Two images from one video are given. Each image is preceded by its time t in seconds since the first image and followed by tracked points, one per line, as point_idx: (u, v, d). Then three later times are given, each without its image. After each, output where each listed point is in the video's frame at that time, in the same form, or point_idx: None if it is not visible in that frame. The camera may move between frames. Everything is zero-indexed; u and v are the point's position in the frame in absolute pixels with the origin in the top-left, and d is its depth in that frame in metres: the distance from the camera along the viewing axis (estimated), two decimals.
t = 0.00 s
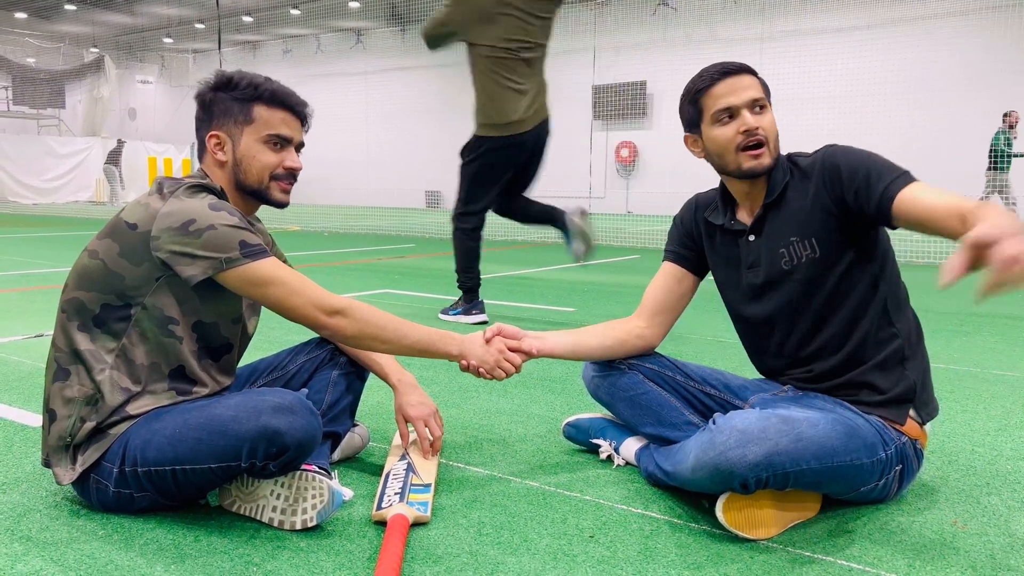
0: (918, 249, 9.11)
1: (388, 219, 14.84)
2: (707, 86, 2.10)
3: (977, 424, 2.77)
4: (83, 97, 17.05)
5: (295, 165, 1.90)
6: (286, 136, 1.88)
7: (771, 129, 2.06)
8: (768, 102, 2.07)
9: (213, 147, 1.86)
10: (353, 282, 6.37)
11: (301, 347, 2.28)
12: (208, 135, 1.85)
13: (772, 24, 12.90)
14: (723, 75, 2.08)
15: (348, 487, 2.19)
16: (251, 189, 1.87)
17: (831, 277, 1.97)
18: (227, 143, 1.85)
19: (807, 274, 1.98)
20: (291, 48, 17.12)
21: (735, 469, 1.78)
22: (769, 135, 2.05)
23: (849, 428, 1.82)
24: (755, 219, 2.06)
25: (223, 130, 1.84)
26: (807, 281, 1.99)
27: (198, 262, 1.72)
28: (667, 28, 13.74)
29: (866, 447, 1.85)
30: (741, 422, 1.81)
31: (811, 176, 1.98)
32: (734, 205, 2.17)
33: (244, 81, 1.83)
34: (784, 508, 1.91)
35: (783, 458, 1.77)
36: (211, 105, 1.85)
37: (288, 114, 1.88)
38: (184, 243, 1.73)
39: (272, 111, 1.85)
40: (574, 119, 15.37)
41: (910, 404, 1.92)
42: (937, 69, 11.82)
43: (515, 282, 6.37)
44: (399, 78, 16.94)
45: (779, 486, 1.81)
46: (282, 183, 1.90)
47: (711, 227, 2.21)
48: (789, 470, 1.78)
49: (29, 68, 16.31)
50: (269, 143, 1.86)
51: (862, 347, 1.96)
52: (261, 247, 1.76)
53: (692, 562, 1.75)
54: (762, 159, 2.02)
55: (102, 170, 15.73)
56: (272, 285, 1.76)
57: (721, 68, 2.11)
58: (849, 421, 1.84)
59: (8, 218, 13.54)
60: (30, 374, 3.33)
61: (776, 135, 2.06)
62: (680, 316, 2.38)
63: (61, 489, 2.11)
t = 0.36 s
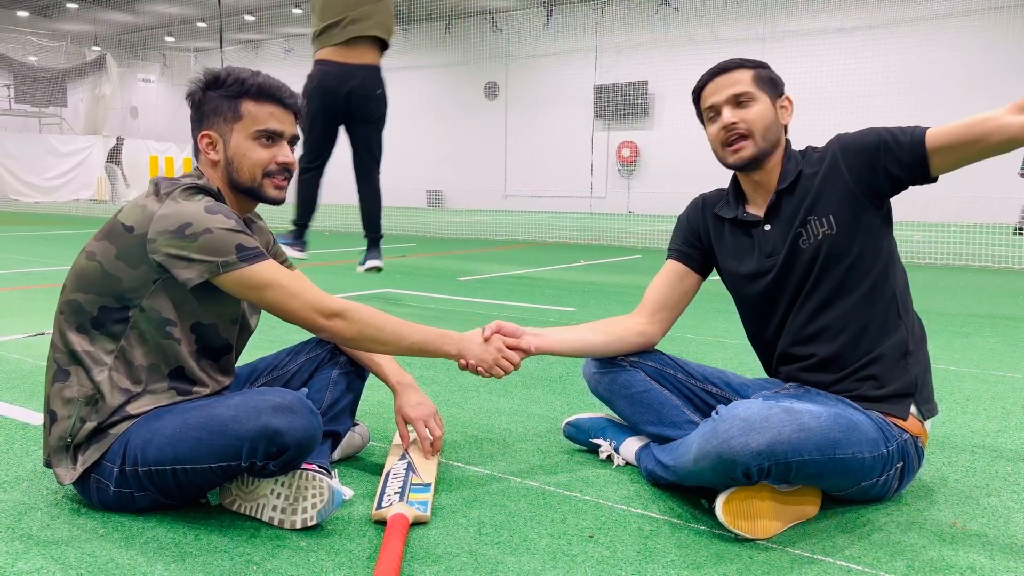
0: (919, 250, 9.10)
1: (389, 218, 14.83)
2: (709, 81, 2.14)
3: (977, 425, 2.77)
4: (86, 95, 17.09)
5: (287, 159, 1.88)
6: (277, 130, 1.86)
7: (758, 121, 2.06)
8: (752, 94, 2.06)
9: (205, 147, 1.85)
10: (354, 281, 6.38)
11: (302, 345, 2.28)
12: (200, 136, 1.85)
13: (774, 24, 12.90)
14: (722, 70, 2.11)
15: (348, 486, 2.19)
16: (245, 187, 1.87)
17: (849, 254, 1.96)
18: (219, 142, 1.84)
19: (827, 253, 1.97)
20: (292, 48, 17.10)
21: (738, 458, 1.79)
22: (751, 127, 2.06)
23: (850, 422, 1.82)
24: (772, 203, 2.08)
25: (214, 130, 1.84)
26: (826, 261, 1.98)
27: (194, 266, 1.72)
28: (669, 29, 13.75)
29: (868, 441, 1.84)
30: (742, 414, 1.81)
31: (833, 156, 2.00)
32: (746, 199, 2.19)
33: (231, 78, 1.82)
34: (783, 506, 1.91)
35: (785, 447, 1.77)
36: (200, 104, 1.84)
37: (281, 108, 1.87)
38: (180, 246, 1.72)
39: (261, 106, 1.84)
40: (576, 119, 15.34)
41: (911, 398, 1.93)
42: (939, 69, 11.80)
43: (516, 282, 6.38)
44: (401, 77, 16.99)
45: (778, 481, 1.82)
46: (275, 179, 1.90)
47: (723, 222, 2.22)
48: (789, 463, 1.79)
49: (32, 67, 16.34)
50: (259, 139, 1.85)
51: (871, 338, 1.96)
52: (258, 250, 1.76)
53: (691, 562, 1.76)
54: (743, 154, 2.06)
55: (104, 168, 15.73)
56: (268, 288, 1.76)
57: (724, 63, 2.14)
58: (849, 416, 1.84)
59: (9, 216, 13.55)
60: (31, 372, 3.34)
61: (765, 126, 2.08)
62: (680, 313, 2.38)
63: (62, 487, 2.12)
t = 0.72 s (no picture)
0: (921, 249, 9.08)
1: (390, 216, 14.81)
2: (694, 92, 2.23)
3: (976, 424, 2.77)
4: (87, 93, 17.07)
5: (293, 160, 1.89)
6: (283, 131, 1.86)
7: (712, 132, 2.12)
8: (710, 106, 2.12)
9: (210, 145, 1.86)
10: (354, 279, 6.38)
11: (302, 343, 2.28)
12: (206, 134, 1.85)
13: (775, 24, 12.89)
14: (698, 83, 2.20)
15: (348, 484, 2.19)
16: (249, 187, 1.87)
17: (841, 254, 1.96)
18: (224, 141, 1.84)
19: (819, 254, 1.97)
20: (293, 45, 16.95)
21: (735, 458, 1.79)
22: (710, 139, 2.13)
23: (848, 421, 1.83)
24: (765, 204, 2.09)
25: (220, 129, 1.84)
26: (818, 261, 1.98)
27: (196, 265, 1.72)
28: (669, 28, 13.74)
29: (865, 442, 1.85)
30: (740, 413, 1.81)
31: (823, 155, 2.00)
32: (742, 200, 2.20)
33: (239, 78, 1.82)
34: (782, 506, 1.91)
35: (782, 449, 1.77)
36: (206, 102, 1.83)
37: (287, 108, 1.86)
38: (183, 245, 1.72)
39: (268, 106, 1.84)
40: (577, 117, 15.32)
41: (910, 398, 1.93)
42: (940, 69, 11.77)
43: (516, 281, 6.37)
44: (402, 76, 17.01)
45: (778, 479, 1.82)
46: (281, 181, 1.90)
47: (720, 223, 2.23)
48: (789, 461, 1.79)
49: (33, 64, 16.31)
50: (265, 140, 1.85)
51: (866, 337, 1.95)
52: (260, 250, 1.75)
53: (690, 560, 1.76)
54: (706, 162, 2.17)
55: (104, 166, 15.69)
56: (269, 288, 1.75)
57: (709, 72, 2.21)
58: (847, 415, 1.84)
59: (9, 213, 13.51)
60: (31, 369, 3.34)
61: (719, 136, 2.11)
62: (682, 311, 2.38)
63: (62, 485, 2.12)
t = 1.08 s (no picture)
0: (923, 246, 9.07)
1: (390, 212, 14.80)
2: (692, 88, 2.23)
3: (977, 421, 2.76)
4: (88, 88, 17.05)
5: (292, 158, 1.88)
6: (283, 129, 1.86)
7: (708, 130, 2.12)
8: (706, 105, 2.12)
9: (210, 140, 1.85)
10: (355, 275, 6.38)
11: (301, 339, 2.28)
12: (206, 129, 1.85)
13: (777, 20, 12.85)
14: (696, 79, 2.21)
15: (349, 479, 2.19)
16: (247, 184, 1.86)
17: (842, 257, 1.95)
18: (224, 136, 1.84)
19: (818, 259, 1.97)
20: (294, 40, 17.23)
21: (736, 457, 1.79)
22: (704, 137, 2.14)
23: (849, 419, 1.82)
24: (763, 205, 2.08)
25: (220, 124, 1.83)
26: (817, 266, 1.97)
27: (194, 260, 1.72)
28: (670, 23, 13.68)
29: (866, 440, 1.85)
30: (740, 411, 1.81)
31: (823, 158, 1.98)
32: (742, 199, 2.20)
33: (241, 74, 1.81)
34: (782, 503, 1.91)
35: (783, 447, 1.77)
36: (207, 96, 1.84)
37: (287, 106, 1.86)
38: (181, 241, 1.72)
39: (269, 103, 1.83)
40: (577, 113, 15.27)
41: (910, 399, 1.92)
42: (942, 65, 11.74)
43: (516, 277, 6.37)
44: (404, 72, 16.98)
45: (779, 476, 1.82)
46: (280, 178, 1.88)
47: (720, 222, 2.23)
48: (789, 459, 1.79)
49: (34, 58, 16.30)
50: (264, 137, 1.84)
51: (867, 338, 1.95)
52: (257, 246, 1.76)
53: (690, 556, 1.76)
54: (701, 159, 2.18)
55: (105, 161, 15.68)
56: (265, 285, 1.75)
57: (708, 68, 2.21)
58: (848, 412, 1.84)
59: (10, 209, 13.52)
60: (31, 364, 3.35)
61: (716, 134, 2.11)
62: (680, 309, 2.38)
63: (63, 479, 2.12)
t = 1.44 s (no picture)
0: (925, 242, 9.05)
1: (391, 207, 14.80)
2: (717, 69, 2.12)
3: (979, 416, 2.76)
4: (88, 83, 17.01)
5: (296, 158, 1.87)
6: (289, 128, 1.86)
7: (724, 122, 2.03)
8: (724, 95, 2.02)
9: (211, 135, 1.83)
10: (356, 269, 6.37)
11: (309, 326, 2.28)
12: (207, 123, 1.82)
13: (779, 15, 12.80)
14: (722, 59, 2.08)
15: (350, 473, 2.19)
16: (251, 183, 1.85)
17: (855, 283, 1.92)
18: (228, 132, 1.82)
19: (829, 280, 1.95)
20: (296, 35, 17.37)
21: (736, 458, 1.78)
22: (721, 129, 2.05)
23: (852, 420, 1.83)
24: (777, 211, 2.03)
25: (224, 119, 1.81)
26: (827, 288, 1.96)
27: (167, 267, 1.69)
28: (671, 18, 13.66)
29: (868, 442, 1.86)
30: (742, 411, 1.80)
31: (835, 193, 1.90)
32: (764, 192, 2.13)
33: (249, 70, 1.80)
34: (782, 500, 1.91)
35: (784, 447, 1.77)
36: (211, 89, 1.81)
37: (292, 105, 1.85)
38: (156, 246, 1.70)
39: (276, 102, 1.83)
40: (578, 107, 15.25)
41: (916, 408, 1.92)
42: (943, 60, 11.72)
43: (517, 272, 6.37)
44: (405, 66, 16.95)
45: (780, 477, 1.82)
46: (282, 178, 1.88)
47: (740, 212, 2.20)
48: (790, 461, 1.79)
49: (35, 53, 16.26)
50: (272, 137, 1.84)
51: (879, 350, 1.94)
52: (232, 257, 1.70)
53: (691, 551, 1.76)
54: (716, 150, 2.09)
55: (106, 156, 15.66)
56: (231, 298, 1.69)
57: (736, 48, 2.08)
58: (851, 413, 1.85)
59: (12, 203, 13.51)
60: (32, 358, 3.35)
61: (729, 129, 2.02)
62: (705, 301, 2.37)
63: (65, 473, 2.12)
